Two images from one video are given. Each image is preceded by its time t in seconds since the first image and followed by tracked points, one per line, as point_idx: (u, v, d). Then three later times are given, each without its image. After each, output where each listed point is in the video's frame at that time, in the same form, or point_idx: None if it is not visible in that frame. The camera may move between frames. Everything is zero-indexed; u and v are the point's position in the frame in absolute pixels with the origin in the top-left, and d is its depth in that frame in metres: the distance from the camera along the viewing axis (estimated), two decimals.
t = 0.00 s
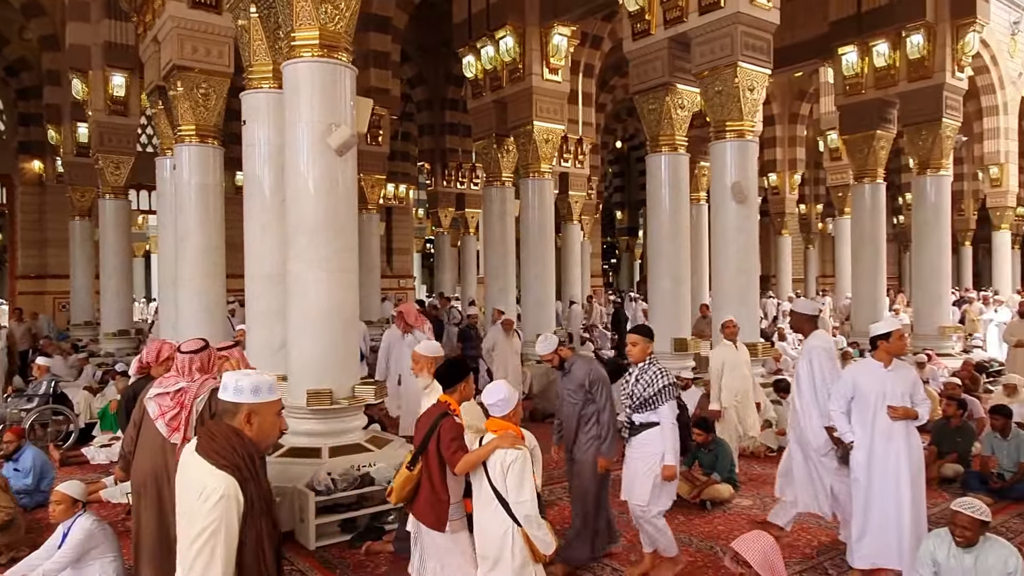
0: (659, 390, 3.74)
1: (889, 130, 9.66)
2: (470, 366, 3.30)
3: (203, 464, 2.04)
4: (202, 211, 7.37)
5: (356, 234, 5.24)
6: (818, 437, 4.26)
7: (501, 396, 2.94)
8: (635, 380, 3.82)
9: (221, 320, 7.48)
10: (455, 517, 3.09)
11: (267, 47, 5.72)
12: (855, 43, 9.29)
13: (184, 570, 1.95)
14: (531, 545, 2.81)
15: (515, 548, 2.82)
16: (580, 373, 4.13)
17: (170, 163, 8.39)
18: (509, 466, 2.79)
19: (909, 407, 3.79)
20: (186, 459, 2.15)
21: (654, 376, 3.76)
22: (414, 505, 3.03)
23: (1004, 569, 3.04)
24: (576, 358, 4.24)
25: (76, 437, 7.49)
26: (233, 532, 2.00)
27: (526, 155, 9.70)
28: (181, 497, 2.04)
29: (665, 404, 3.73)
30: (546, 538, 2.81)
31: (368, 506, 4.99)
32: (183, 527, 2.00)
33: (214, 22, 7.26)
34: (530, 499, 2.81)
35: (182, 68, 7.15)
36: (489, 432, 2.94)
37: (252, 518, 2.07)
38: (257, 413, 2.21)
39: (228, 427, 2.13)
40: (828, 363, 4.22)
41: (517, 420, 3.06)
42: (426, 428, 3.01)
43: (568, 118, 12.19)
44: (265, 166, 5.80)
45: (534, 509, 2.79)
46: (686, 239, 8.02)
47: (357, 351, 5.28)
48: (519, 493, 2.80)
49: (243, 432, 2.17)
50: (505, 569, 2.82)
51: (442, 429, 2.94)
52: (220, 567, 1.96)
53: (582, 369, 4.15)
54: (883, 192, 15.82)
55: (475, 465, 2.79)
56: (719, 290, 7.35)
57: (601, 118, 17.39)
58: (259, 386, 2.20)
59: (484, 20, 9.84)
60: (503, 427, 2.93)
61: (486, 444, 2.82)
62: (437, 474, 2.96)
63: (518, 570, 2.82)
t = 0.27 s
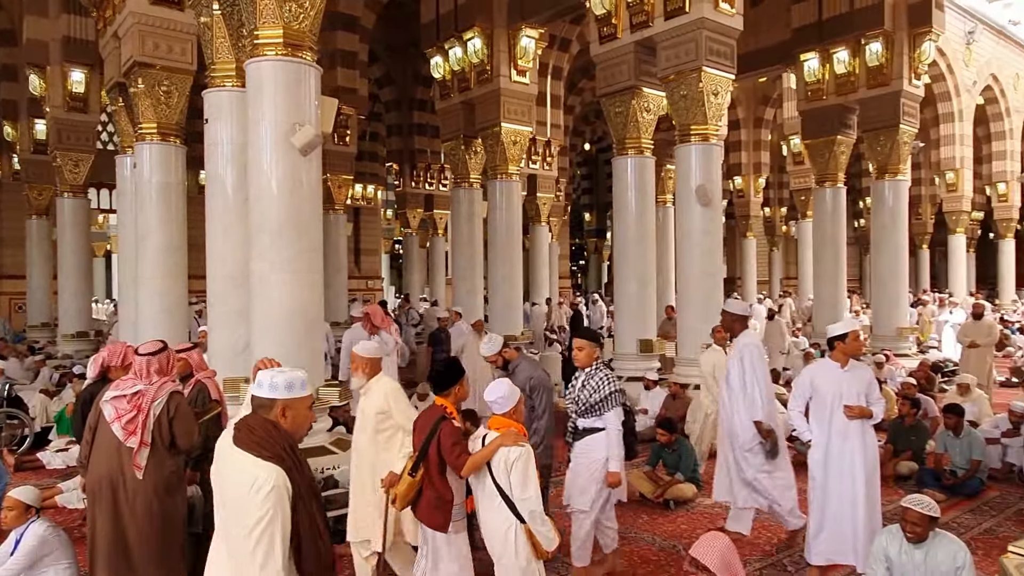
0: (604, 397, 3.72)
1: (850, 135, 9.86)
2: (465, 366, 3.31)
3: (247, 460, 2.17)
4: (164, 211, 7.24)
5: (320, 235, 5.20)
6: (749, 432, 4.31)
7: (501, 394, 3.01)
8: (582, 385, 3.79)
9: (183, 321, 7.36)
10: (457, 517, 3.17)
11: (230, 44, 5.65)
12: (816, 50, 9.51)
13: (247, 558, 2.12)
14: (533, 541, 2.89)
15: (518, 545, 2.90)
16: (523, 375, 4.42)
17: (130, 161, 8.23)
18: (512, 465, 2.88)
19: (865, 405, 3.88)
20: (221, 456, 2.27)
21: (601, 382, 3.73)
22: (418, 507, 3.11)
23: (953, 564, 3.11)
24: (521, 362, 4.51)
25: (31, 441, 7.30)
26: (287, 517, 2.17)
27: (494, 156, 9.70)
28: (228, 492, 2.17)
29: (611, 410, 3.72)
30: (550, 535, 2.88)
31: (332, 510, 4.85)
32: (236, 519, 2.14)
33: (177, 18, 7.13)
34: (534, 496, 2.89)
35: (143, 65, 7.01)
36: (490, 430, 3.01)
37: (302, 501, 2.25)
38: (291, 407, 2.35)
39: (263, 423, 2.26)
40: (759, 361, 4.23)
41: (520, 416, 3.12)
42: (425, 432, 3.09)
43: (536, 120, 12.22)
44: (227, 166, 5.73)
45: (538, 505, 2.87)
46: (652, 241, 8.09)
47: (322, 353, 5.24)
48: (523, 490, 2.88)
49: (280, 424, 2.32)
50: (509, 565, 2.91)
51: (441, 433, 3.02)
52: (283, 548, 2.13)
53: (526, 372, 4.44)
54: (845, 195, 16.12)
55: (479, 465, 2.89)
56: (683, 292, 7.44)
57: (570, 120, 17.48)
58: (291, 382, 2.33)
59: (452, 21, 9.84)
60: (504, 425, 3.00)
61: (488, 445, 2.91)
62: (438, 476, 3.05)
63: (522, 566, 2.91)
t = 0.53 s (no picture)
0: (544, 397, 3.81)
1: (806, 138, 10.06)
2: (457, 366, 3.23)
3: (268, 443, 2.23)
4: (118, 209, 7.07)
5: (279, 235, 5.13)
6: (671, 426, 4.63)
7: (494, 392, 3.13)
8: (524, 384, 3.89)
9: (137, 322, 7.20)
10: (444, 514, 3.20)
11: (186, 40, 5.54)
12: (774, 55, 9.69)
13: (275, 535, 2.19)
14: (521, 537, 2.99)
15: (506, 539, 3.00)
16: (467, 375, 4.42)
17: (82, 158, 8.02)
18: (506, 460, 2.99)
19: (818, 403, 3.95)
20: (238, 441, 2.31)
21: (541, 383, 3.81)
22: (406, 506, 3.07)
23: (900, 557, 3.19)
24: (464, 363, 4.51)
25: None
26: (310, 494, 2.25)
27: (457, 156, 9.68)
28: (250, 475, 2.22)
29: (548, 411, 3.80)
30: (536, 529, 3.01)
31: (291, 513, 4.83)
32: (261, 500, 2.20)
33: (130, 12, 6.97)
34: (525, 491, 3.00)
35: (97, 59, 6.85)
36: (484, 426, 3.09)
37: (324, 478, 2.34)
38: (303, 394, 2.38)
39: (280, 409, 2.31)
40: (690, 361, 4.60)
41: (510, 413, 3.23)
42: (418, 429, 3.08)
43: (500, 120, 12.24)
44: (183, 163, 5.62)
45: (530, 499, 2.99)
46: (614, 241, 8.15)
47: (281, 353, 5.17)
48: (515, 484, 2.99)
49: (296, 410, 2.36)
50: (498, 559, 3.00)
51: (437, 429, 3.03)
52: (310, 524, 2.22)
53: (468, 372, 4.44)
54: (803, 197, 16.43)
55: (475, 460, 2.98)
56: (644, 291, 7.52)
57: (534, 121, 17.53)
58: (303, 368, 2.37)
59: (414, 20, 9.81)
60: (497, 420, 3.10)
61: (482, 440, 3.01)
62: (430, 475, 3.04)
63: (507, 560, 3.01)
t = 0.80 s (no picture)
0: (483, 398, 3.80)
1: (767, 141, 10.24)
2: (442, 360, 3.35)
3: (269, 437, 2.39)
4: (72, 207, 6.89)
5: (238, 234, 5.06)
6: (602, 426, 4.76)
7: (482, 385, 3.24)
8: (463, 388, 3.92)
9: (92, 323, 7.03)
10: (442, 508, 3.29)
11: (143, 35, 5.43)
12: (736, 58, 9.83)
13: (275, 521, 2.35)
14: (513, 521, 3.23)
15: (500, 525, 3.23)
16: (384, 376, 4.07)
17: (35, 155, 7.80)
18: (494, 450, 3.20)
19: (774, 400, 4.03)
20: (239, 437, 2.47)
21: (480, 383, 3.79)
22: (406, 502, 3.20)
23: (852, 551, 3.26)
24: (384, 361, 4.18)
25: None
26: (307, 483, 2.41)
27: (422, 156, 9.64)
28: (253, 466, 2.38)
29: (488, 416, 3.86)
30: (526, 515, 3.27)
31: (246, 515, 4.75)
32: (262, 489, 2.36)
33: (84, 6, 6.83)
34: (513, 478, 3.23)
35: (51, 54, 6.68)
36: (472, 419, 3.25)
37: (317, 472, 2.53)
38: (304, 390, 2.58)
39: (282, 406, 2.49)
40: (618, 359, 4.70)
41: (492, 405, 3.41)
42: (413, 427, 3.16)
43: (466, 120, 12.23)
44: (139, 161, 5.51)
45: (518, 485, 3.23)
46: (578, 242, 8.20)
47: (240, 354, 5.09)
48: (504, 473, 3.21)
49: (293, 407, 2.55)
50: (493, 546, 3.23)
51: (432, 427, 3.13)
52: (308, 510, 2.39)
53: (387, 372, 4.11)
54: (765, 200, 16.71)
55: (468, 453, 3.16)
56: (608, 291, 7.57)
57: (501, 121, 17.55)
58: (299, 368, 2.58)
59: (379, 19, 9.75)
60: (485, 413, 3.26)
61: (471, 435, 3.18)
62: (428, 470, 3.17)
63: (502, 544, 3.24)
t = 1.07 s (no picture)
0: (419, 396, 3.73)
1: (729, 143, 10.40)
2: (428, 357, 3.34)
3: (261, 422, 2.68)
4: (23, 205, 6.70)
5: (195, 233, 4.97)
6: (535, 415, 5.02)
7: (467, 381, 3.29)
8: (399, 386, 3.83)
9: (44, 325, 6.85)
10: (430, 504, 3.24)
11: (96, 30, 5.31)
12: (698, 61, 9.95)
13: (261, 499, 2.66)
14: (498, 514, 3.18)
15: (485, 517, 3.17)
16: (317, 375, 3.88)
17: None
18: (477, 444, 3.15)
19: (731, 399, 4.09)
20: (236, 418, 2.77)
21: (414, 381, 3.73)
22: (394, 497, 3.15)
23: (804, 544, 3.32)
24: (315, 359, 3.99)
25: None
26: (294, 465, 2.69)
27: (386, 155, 9.58)
28: (245, 447, 2.68)
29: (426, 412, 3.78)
30: (510, 506, 3.21)
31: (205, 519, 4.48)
32: (252, 470, 2.66)
33: None
34: (498, 472, 3.18)
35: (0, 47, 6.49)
36: (456, 415, 3.23)
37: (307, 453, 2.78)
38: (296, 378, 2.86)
39: (274, 393, 2.76)
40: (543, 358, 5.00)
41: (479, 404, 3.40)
42: (398, 422, 3.15)
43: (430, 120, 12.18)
44: (92, 158, 5.38)
45: (503, 479, 3.18)
46: (542, 242, 8.23)
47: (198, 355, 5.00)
48: (489, 467, 3.16)
49: (287, 393, 2.85)
50: (476, 540, 3.16)
51: (417, 421, 3.12)
52: (291, 490, 2.68)
53: (320, 371, 3.91)
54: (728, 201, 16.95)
55: (453, 446, 3.12)
56: (571, 291, 7.62)
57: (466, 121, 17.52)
58: (293, 357, 2.86)
59: (342, 17, 9.68)
60: (468, 409, 3.25)
61: (456, 429, 3.15)
62: (417, 463, 3.12)
63: (487, 538, 3.18)
